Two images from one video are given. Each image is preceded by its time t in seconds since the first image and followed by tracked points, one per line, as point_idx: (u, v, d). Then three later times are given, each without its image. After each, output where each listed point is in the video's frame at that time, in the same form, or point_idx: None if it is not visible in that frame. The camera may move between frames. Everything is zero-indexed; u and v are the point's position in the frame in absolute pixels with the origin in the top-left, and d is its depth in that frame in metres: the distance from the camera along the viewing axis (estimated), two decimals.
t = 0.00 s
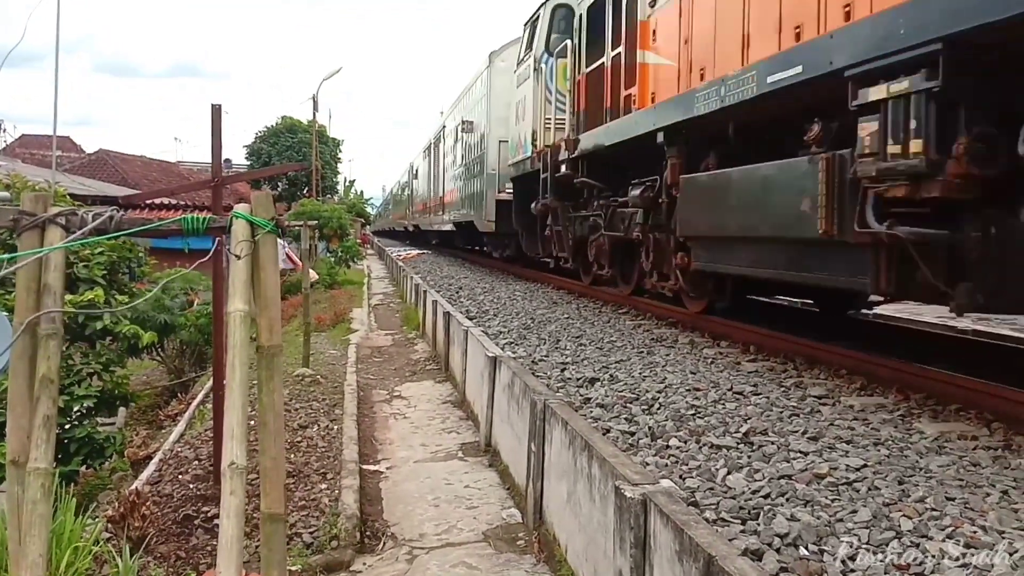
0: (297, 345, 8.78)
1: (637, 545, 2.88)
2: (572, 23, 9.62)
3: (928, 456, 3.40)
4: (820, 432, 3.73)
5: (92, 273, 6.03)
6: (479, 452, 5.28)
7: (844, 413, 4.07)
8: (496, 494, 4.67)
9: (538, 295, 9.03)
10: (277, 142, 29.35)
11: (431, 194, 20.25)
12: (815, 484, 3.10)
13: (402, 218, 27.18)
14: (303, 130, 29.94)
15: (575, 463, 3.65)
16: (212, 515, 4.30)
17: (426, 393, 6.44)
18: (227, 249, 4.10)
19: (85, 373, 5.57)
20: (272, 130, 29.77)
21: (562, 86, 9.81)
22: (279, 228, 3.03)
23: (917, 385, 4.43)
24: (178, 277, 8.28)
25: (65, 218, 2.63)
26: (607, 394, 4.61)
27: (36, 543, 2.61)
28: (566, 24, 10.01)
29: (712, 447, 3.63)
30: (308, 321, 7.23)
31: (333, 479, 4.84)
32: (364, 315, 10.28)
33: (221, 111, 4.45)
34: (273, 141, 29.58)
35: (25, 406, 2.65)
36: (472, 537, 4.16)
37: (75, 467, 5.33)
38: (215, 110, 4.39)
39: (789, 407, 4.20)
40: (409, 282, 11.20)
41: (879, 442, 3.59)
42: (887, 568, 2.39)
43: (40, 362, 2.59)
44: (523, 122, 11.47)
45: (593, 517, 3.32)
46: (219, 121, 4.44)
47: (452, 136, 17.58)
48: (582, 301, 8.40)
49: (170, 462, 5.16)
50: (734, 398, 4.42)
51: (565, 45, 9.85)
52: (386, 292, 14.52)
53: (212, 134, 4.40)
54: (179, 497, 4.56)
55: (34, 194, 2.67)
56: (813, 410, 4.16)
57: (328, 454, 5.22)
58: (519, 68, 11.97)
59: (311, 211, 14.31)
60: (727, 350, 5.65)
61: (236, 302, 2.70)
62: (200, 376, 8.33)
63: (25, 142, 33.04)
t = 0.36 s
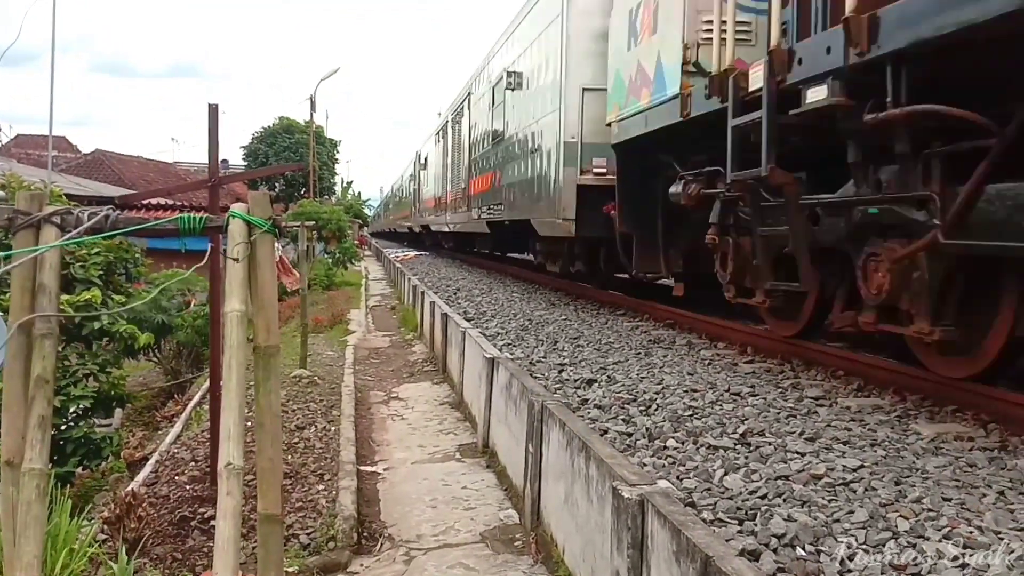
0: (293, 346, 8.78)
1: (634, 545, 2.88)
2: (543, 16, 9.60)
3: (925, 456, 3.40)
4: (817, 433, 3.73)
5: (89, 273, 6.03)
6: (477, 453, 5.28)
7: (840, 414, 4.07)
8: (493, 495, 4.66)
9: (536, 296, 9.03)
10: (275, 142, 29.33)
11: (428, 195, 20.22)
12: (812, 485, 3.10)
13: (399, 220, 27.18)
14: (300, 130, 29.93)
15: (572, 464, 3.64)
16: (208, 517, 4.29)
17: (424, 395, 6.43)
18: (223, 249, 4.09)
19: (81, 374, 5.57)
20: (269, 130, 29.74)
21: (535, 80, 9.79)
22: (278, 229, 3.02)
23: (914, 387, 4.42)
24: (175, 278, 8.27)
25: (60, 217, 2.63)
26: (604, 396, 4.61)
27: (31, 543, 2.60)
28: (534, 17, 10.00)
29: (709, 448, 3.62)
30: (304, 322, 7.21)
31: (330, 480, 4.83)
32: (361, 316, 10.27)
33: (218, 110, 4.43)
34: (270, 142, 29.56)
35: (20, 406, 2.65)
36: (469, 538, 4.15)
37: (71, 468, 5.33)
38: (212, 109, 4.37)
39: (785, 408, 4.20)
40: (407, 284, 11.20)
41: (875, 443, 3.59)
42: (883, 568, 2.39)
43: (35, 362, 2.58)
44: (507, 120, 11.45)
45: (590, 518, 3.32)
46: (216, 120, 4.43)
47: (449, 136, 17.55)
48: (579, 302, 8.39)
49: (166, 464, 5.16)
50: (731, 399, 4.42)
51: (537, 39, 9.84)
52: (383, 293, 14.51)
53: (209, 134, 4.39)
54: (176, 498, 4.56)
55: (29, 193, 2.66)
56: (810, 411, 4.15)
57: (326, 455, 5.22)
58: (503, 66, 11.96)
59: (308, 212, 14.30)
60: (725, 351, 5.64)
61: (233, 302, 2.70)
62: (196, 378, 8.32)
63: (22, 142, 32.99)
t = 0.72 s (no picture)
0: (286, 348, 8.75)
1: (629, 547, 2.86)
2: (533, 16, 9.59)
3: (919, 458, 3.38)
4: (811, 435, 3.71)
5: (81, 273, 6.00)
6: (470, 455, 5.26)
7: (834, 416, 4.05)
8: (488, 498, 4.65)
9: (530, 298, 9.02)
10: (268, 143, 29.28)
11: (422, 195, 20.20)
12: (806, 487, 3.08)
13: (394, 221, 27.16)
14: (293, 130, 29.90)
15: (566, 466, 3.62)
16: (201, 519, 4.27)
17: (418, 396, 6.41)
18: (215, 249, 4.06)
19: (73, 376, 5.54)
20: (262, 131, 29.71)
21: (528, 81, 9.78)
22: (270, 230, 3.00)
23: (908, 388, 4.41)
24: (167, 279, 8.25)
25: (51, 217, 2.61)
26: (598, 397, 4.59)
27: (21, 546, 2.57)
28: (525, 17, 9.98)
29: (703, 449, 3.61)
30: (298, 323, 7.19)
31: (324, 482, 4.81)
32: (355, 318, 10.24)
33: (210, 110, 4.41)
34: (264, 142, 29.51)
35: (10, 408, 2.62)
36: (463, 540, 4.13)
37: (63, 470, 5.30)
38: (204, 108, 4.35)
39: (780, 409, 4.18)
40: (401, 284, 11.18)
41: (869, 445, 3.58)
42: (877, 569, 2.37)
43: (25, 363, 2.55)
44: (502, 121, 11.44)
45: (584, 520, 3.30)
46: (208, 121, 4.40)
47: (442, 137, 17.54)
48: (573, 304, 8.37)
49: (158, 466, 5.13)
50: (725, 401, 4.41)
51: (528, 39, 9.83)
52: (377, 295, 14.49)
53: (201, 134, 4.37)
54: (168, 501, 4.53)
55: (20, 193, 2.64)
56: (804, 412, 4.14)
57: (319, 457, 5.20)
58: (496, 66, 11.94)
59: (302, 212, 14.26)
60: (719, 353, 5.63)
61: (225, 302, 2.68)
62: (189, 379, 8.29)
63: (14, 142, 32.91)
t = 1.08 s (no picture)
0: (272, 350, 8.72)
1: (616, 549, 2.86)
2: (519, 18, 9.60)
3: (905, 460, 3.39)
4: (798, 436, 3.72)
5: (65, 275, 5.97)
6: (456, 458, 5.25)
7: (821, 418, 4.05)
8: (475, 500, 4.64)
9: (518, 300, 9.01)
10: (254, 145, 29.20)
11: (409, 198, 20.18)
12: (793, 488, 3.09)
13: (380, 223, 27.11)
14: (279, 132, 29.83)
15: (554, 468, 3.62)
16: (186, 522, 4.25)
17: (404, 399, 6.40)
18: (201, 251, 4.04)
19: (57, 378, 5.51)
20: (249, 132, 29.63)
21: (515, 81, 9.79)
22: (256, 231, 2.98)
23: (895, 390, 4.42)
24: (152, 281, 8.22)
25: (37, 218, 2.60)
26: (586, 399, 4.60)
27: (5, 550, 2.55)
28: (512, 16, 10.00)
29: (690, 451, 3.61)
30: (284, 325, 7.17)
31: (310, 485, 4.79)
32: (342, 320, 10.21)
33: (196, 111, 4.39)
34: (250, 144, 29.42)
35: None
36: (450, 543, 4.12)
37: (47, 472, 5.27)
38: (190, 110, 4.33)
39: (767, 411, 4.18)
40: (388, 286, 11.17)
41: (856, 446, 3.58)
42: (864, 571, 2.37)
43: (10, 365, 2.53)
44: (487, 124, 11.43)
45: (571, 522, 3.30)
46: (193, 122, 4.38)
47: (429, 140, 17.53)
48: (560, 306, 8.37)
49: (143, 468, 5.10)
50: (713, 403, 4.41)
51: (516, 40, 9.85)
52: (364, 297, 14.47)
53: (187, 136, 4.36)
54: (153, 503, 4.51)
55: (5, 193, 2.63)
56: (791, 414, 4.14)
57: (305, 459, 5.18)
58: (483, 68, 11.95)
59: (289, 214, 14.23)
60: (707, 355, 5.63)
61: (211, 304, 2.67)
62: (174, 382, 8.26)
63: None
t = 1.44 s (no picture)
0: (255, 352, 8.69)
1: (602, 552, 2.86)
2: (506, 20, 9.58)
3: (890, 462, 3.41)
4: (784, 438, 3.73)
5: (47, 277, 5.92)
6: (441, 460, 5.24)
7: (806, 420, 4.06)
8: (460, 502, 4.63)
9: (502, 302, 9.01)
10: (237, 146, 29.10)
11: (393, 200, 20.15)
12: (779, 490, 3.09)
13: (365, 224, 27.06)
14: (263, 134, 29.75)
15: (540, 470, 3.62)
16: (169, 525, 4.23)
17: (389, 401, 6.38)
18: (186, 254, 4.02)
19: (39, 381, 5.47)
20: (232, 134, 29.54)
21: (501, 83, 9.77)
22: (242, 234, 2.96)
23: (880, 392, 4.44)
24: (135, 282, 8.18)
25: (22, 221, 2.58)
26: (571, 401, 4.60)
27: None
28: (499, 18, 9.97)
29: (677, 453, 3.62)
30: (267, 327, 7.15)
31: (294, 488, 4.78)
32: (325, 322, 10.19)
33: (181, 113, 4.36)
34: (234, 146, 29.32)
35: None
36: (435, 545, 4.12)
37: (29, 475, 5.24)
38: (175, 112, 4.31)
39: (752, 414, 4.20)
40: (372, 288, 11.14)
41: (842, 449, 3.59)
42: (850, 572, 2.38)
43: None
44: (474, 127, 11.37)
45: (557, 525, 3.30)
46: (179, 124, 4.36)
47: (413, 142, 17.51)
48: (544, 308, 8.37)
49: (126, 471, 5.08)
50: (698, 405, 4.42)
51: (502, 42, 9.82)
52: (348, 300, 14.42)
53: (173, 137, 4.33)
54: (136, 506, 4.49)
55: None
56: (777, 417, 4.15)
57: (289, 462, 5.16)
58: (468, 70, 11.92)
59: (272, 215, 14.19)
60: (691, 357, 5.64)
61: (197, 306, 2.65)
62: (157, 384, 8.22)
63: None
